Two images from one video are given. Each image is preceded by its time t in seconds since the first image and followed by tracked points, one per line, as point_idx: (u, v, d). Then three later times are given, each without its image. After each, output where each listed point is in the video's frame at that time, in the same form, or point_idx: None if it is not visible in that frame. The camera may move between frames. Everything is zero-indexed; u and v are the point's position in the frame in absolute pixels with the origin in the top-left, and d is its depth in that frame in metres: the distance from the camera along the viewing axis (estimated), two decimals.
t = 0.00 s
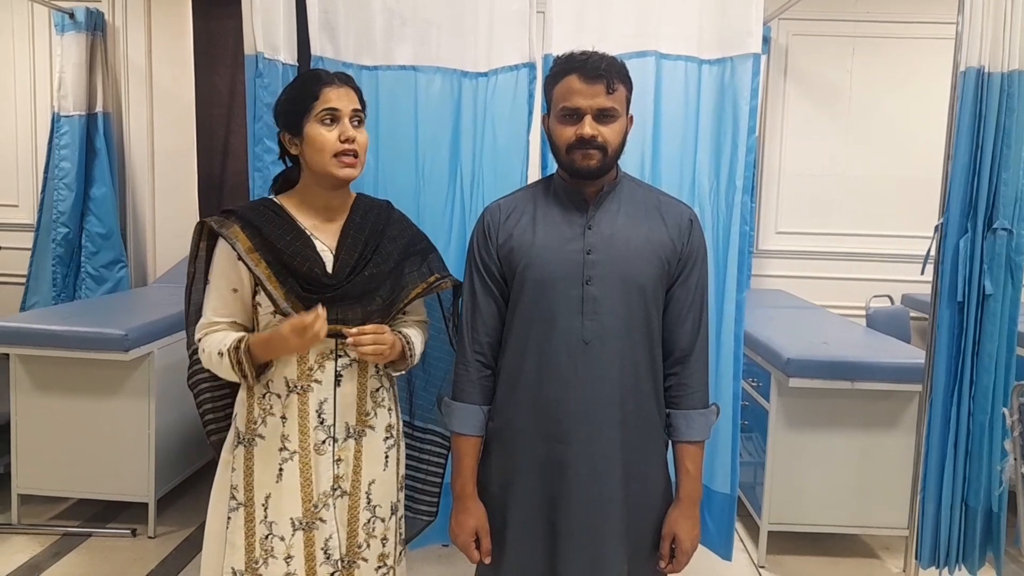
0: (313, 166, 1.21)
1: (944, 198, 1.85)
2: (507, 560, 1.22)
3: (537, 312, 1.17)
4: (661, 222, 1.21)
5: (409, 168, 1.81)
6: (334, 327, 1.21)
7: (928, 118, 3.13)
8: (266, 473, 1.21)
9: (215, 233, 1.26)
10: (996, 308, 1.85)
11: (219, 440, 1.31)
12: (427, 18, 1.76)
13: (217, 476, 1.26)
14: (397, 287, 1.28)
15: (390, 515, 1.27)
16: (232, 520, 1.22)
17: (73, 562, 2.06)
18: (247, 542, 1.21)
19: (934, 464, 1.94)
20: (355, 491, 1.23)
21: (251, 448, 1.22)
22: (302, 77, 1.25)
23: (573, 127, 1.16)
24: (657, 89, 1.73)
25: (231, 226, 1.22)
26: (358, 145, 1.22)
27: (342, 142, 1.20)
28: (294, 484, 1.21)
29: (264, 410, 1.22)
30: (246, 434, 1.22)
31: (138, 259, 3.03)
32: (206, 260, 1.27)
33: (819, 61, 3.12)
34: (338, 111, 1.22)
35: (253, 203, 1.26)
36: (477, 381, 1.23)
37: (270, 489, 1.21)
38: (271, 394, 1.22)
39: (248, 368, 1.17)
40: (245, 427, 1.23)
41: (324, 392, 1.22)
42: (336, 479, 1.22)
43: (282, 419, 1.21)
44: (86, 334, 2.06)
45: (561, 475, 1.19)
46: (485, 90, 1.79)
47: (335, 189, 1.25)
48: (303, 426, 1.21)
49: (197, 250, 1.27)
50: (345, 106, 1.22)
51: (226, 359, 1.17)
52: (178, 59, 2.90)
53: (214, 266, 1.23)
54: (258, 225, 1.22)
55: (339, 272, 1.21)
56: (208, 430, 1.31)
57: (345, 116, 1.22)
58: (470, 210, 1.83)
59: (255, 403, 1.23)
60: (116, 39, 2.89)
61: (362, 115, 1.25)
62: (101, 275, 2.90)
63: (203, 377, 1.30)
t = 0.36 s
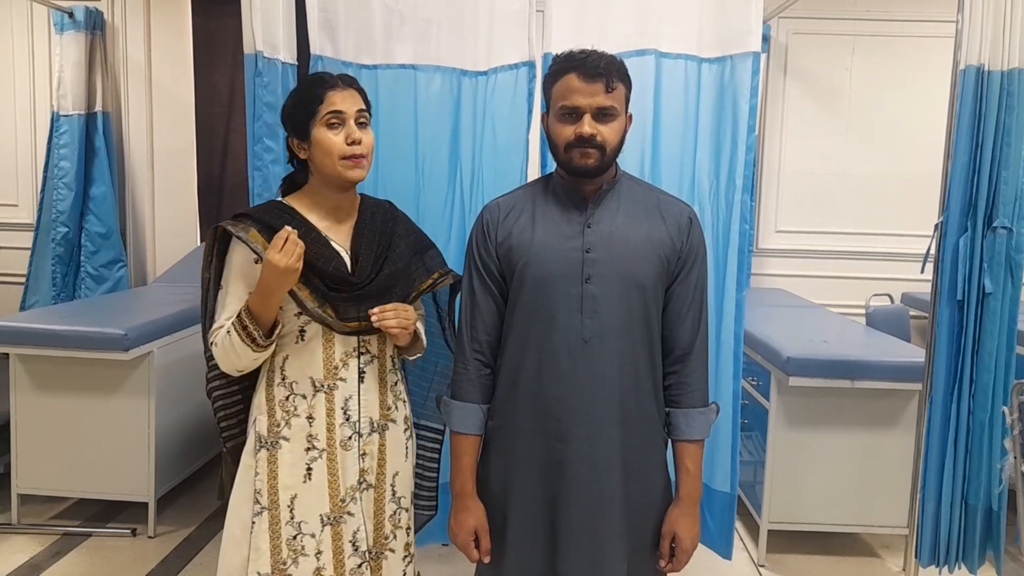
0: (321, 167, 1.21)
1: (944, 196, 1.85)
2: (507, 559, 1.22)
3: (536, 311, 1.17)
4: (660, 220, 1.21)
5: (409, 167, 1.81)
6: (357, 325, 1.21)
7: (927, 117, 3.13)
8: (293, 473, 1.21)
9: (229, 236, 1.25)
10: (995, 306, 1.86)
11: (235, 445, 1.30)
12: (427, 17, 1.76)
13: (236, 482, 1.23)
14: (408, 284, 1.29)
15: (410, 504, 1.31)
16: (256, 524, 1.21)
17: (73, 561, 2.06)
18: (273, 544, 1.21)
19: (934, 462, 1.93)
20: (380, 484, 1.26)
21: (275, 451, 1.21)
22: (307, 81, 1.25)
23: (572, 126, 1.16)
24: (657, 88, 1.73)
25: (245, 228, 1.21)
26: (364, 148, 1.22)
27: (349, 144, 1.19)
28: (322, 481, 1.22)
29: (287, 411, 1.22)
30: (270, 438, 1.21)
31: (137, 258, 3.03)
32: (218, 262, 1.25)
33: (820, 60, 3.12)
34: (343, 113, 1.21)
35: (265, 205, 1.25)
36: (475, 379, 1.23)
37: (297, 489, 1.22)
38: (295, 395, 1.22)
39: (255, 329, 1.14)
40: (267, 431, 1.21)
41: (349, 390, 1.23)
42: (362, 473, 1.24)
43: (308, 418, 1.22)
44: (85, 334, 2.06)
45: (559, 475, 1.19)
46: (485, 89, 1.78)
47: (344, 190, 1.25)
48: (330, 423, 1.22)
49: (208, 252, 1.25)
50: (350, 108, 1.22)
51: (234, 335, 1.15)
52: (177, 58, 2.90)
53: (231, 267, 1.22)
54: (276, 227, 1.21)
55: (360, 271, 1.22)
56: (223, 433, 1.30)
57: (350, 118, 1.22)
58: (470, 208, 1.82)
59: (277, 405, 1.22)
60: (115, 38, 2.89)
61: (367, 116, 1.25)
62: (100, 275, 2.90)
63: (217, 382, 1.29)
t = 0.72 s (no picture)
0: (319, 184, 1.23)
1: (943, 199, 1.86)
2: (507, 562, 1.22)
3: (536, 313, 1.17)
4: (660, 223, 1.21)
5: (409, 170, 1.81)
6: (358, 330, 1.21)
7: (927, 119, 3.14)
8: (299, 471, 1.22)
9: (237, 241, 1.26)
10: (996, 309, 1.85)
11: (235, 439, 1.30)
12: (427, 20, 1.76)
13: (244, 479, 1.26)
14: (414, 291, 1.28)
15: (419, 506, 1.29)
16: (264, 521, 1.22)
17: (72, 564, 2.05)
18: (281, 542, 1.21)
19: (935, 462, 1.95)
20: (387, 486, 1.24)
21: (281, 449, 1.22)
22: (310, 91, 1.25)
23: (571, 129, 1.16)
24: (657, 90, 1.73)
25: (251, 233, 1.23)
26: (356, 168, 1.21)
27: (336, 167, 1.19)
28: (327, 483, 1.21)
29: (293, 412, 1.22)
30: (276, 436, 1.23)
31: (137, 261, 3.03)
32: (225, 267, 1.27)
33: (819, 62, 3.12)
34: (335, 135, 1.21)
35: (273, 211, 1.26)
36: (475, 382, 1.23)
37: (304, 488, 1.22)
38: (301, 396, 1.22)
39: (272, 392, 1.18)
40: (273, 430, 1.23)
41: (352, 392, 1.22)
42: (368, 474, 1.23)
43: (311, 420, 1.22)
44: (85, 337, 2.06)
45: (559, 476, 1.19)
46: (485, 92, 1.79)
47: (345, 204, 1.25)
48: (333, 425, 1.21)
49: (216, 258, 1.26)
50: (343, 129, 1.21)
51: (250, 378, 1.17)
52: (178, 61, 2.90)
53: (236, 274, 1.23)
54: (280, 232, 1.22)
55: (361, 277, 1.22)
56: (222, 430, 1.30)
57: (341, 140, 1.21)
58: (470, 211, 1.83)
59: (283, 405, 1.23)
60: (116, 41, 2.89)
61: (365, 134, 1.23)
62: (100, 278, 2.90)
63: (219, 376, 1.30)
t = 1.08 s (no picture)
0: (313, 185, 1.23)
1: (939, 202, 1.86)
2: (502, 564, 1.21)
3: (532, 314, 1.17)
4: (655, 225, 1.21)
5: (406, 172, 1.81)
6: (340, 330, 1.21)
7: (922, 121, 3.15)
8: (283, 468, 1.23)
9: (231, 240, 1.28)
10: (990, 311, 1.87)
11: (233, 434, 1.33)
12: (424, 23, 1.76)
13: (233, 473, 1.27)
14: (408, 287, 1.28)
15: (402, 510, 1.27)
16: (249, 515, 1.24)
17: (68, 567, 2.05)
18: (264, 537, 1.22)
19: (930, 466, 1.94)
20: (365, 486, 1.24)
21: (266, 445, 1.24)
22: (304, 91, 1.26)
23: (567, 132, 1.17)
24: (653, 92, 1.73)
25: (242, 233, 1.24)
26: (349, 167, 1.21)
27: (329, 168, 1.19)
28: (307, 481, 1.22)
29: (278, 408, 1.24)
30: (262, 432, 1.24)
31: (133, 263, 3.03)
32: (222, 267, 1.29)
33: (815, 65, 3.13)
34: (328, 135, 1.21)
35: (268, 211, 1.28)
36: (471, 385, 1.23)
37: (288, 484, 1.23)
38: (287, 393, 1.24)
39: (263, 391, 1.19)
40: (260, 425, 1.25)
41: (334, 392, 1.23)
42: (348, 474, 1.23)
43: (294, 418, 1.23)
44: (81, 339, 2.05)
45: (555, 477, 1.19)
46: (482, 95, 1.79)
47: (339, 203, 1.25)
48: (315, 425, 1.22)
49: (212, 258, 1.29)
50: (336, 129, 1.21)
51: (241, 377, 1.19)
52: (174, 63, 2.90)
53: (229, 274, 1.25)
54: (269, 232, 1.24)
55: (345, 276, 1.22)
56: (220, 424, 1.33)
57: (334, 140, 1.21)
58: (467, 213, 1.83)
59: (270, 401, 1.24)
60: (113, 43, 2.89)
61: (358, 135, 1.23)
62: (96, 279, 2.89)
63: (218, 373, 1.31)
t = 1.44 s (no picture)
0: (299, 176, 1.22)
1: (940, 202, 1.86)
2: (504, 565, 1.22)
3: (532, 315, 1.18)
4: (655, 225, 1.21)
5: (407, 173, 1.81)
6: (323, 328, 1.20)
7: (923, 122, 3.15)
8: (266, 468, 1.21)
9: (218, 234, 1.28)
10: (991, 311, 1.86)
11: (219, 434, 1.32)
12: (425, 24, 1.76)
13: (215, 473, 1.24)
14: (394, 284, 1.29)
15: (387, 513, 1.25)
16: (233, 517, 1.21)
17: (69, 567, 2.05)
18: (249, 538, 1.20)
19: (931, 465, 1.94)
20: (347, 488, 1.22)
21: (249, 445, 1.21)
22: (297, 83, 1.25)
23: (567, 133, 1.17)
24: (654, 93, 1.73)
25: (229, 226, 1.24)
26: (336, 158, 1.20)
27: (315, 158, 1.19)
28: (289, 480, 1.20)
29: (261, 407, 1.22)
30: (244, 431, 1.22)
31: (135, 264, 3.03)
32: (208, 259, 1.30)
33: (816, 65, 3.13)
34: (316, 124, 1.21)
35: (257, 205, 1.27)
36: (472, 385, 1.23)
37: (272, 484, 1.21)
38: (269, 391, 1.22)
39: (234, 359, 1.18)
40: (242, 424, 1.22)
41: (317, 391, 1.21)
42: (330, 475, 1.22)
43: (277, 417, 1.21)
44: (83, 339, 2.06)
45: (555, 476, 1.19)
46: (483, 96, 1.79)
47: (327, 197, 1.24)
48: (297, 424, 1.20)
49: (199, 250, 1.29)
50: (324, 118, 1.21)
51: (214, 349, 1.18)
52: (176, 63, 2.90)
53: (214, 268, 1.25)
54: (255, 227, 1.23)
55: (331, 274, 1.21)
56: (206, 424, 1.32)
57: (322, 129, 1.20)
58: (468, 214, 1.83)
59: (253, 399, 1.22)
60: (114, 44, 2.89)
61: (347, 125, 1.22)
62: (97, 280, 2.89)
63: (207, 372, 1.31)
